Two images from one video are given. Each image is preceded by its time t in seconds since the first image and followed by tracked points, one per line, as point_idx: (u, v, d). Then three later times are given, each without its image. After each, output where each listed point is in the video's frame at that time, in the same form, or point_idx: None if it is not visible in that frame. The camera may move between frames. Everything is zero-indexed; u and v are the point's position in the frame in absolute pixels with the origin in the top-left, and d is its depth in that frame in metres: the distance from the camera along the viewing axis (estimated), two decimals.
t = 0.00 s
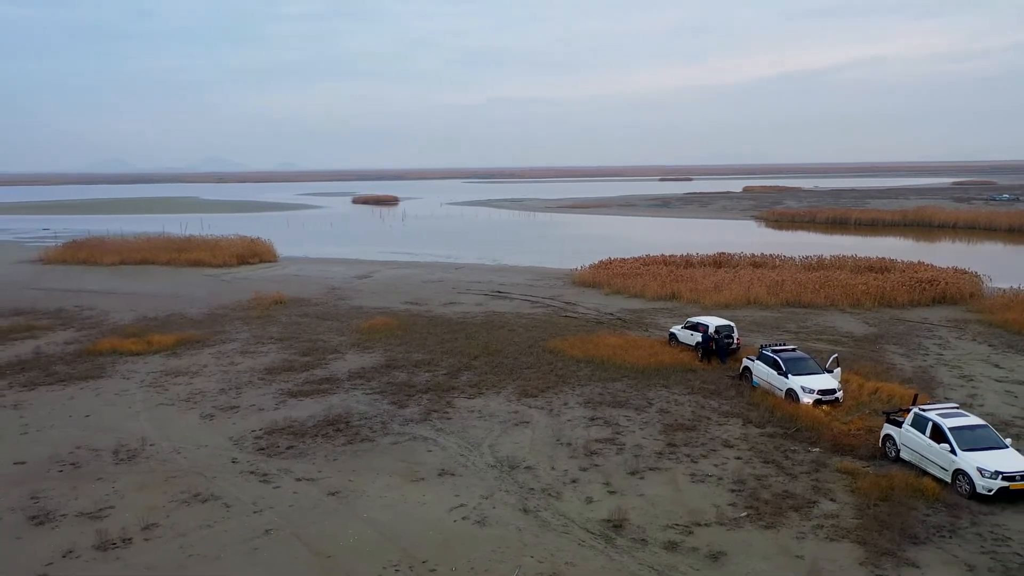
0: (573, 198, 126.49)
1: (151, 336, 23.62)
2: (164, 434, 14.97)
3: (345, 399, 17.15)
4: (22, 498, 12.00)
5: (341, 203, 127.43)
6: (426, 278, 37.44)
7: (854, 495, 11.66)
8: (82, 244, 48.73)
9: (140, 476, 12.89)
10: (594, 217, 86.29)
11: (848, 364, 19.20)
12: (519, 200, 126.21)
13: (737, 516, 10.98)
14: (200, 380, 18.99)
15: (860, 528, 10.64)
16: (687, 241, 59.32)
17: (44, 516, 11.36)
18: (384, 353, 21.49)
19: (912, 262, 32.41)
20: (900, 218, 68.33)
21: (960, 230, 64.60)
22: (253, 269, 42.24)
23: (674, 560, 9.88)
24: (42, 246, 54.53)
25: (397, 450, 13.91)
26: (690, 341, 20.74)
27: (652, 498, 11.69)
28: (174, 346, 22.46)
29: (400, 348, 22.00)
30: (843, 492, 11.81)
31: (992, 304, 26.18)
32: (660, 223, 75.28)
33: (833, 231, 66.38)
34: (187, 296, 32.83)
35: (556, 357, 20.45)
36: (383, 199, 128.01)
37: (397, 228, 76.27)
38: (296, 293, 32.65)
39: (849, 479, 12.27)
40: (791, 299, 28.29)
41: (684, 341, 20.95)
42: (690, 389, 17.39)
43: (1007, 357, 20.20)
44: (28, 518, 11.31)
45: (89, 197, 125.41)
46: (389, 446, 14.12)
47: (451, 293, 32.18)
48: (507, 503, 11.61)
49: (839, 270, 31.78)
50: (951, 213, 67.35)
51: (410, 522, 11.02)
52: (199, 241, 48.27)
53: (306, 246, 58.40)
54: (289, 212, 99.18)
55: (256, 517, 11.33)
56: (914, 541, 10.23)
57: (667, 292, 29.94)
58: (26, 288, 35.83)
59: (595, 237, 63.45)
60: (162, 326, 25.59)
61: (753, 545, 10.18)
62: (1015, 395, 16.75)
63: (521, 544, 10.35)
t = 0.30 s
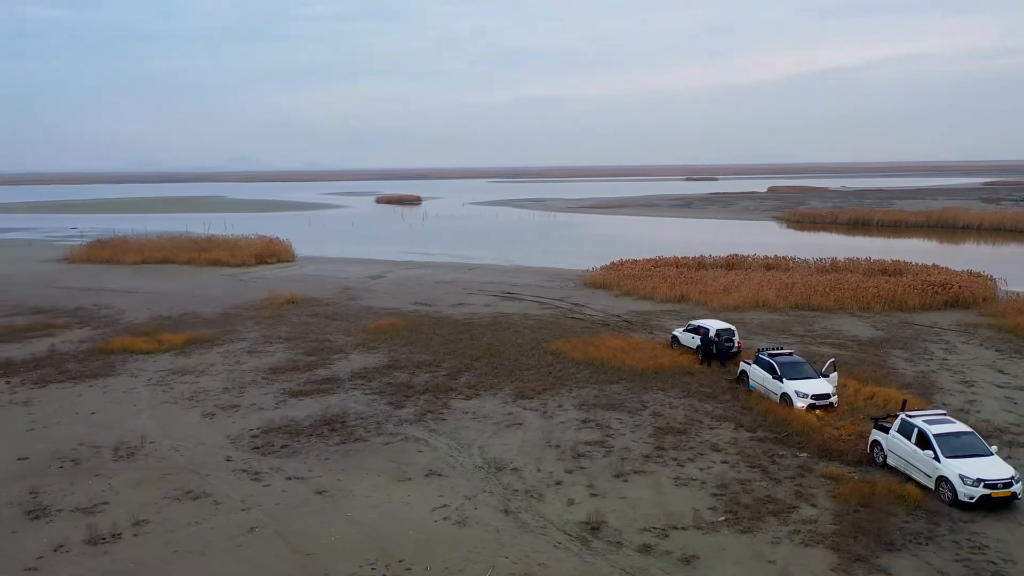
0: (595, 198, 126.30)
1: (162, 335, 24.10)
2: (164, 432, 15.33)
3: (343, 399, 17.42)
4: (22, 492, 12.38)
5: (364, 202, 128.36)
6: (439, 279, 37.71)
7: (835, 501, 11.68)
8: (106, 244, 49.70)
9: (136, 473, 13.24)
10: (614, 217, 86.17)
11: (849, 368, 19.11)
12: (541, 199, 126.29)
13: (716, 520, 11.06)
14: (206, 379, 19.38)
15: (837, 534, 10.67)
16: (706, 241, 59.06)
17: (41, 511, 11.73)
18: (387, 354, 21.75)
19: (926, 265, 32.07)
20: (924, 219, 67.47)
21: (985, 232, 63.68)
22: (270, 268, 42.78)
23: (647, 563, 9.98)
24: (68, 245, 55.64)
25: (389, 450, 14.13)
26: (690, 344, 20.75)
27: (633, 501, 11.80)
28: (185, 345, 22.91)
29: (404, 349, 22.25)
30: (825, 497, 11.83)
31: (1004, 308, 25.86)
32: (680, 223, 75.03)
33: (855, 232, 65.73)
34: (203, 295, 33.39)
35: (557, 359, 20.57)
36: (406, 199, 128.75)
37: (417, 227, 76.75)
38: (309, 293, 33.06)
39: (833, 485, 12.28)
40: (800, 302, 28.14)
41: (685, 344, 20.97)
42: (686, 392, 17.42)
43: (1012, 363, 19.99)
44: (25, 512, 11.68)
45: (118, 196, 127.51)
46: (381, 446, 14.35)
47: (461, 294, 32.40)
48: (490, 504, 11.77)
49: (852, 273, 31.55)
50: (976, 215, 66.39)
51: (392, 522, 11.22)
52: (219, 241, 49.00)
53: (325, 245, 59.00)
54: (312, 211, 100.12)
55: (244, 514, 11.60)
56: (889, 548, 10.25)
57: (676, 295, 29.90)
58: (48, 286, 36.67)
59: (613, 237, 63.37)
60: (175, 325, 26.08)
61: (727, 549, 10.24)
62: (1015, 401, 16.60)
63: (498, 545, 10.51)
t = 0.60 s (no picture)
0: (616, 198, 126.01)
1: (172, 334, 24.53)
2: (165, 431, 15.67)
3: (342, 399, 17.67)
4: (21, 488, 12.75)
5: (385, 202, 129.13)
6: (451, 279, 37.93)
7: (817, 506, 11.69)
8: (126, 243, 50.54)
9: (133, 470, 13.56)
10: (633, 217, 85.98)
11: (848, 372, 19.03)
12: (561, 199, 126.20)
13: (695, 524, 11.13)
14: (210, 378, 19.74)
15: (814, 539, 10.69)
16: (723, 242, 58.81)
17: (38, 506, 12.07)
18: (391, 354, 21.99)
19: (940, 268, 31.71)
20: (947, 219, 66.64)
21: (1009, 233, 62.78)
22: (285, 268, 43.26)
23: (621, 565, 10.08)
24: (91, 245, 56.61)
25: (380, 450, 14.33)
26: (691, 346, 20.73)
27: (615, 503, 11.90)
28: (194, 344, 23.31)
29: (408, 350, 22.46)
30: (807, 502, 11.85)
31: (1016, 312, 25.53)
32: (698, 223, 74.74)
33: (876, 233, 65.11)
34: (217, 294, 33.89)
35: (557, 361, 20.68)
36: (426, 198, 129.27)
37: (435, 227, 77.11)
38: (321, 293, 33.42)
39: (817, 490, 12.27)
40: (809, 304, 27.98)
41: (686, 347, 20.96)
42: (682, 395, 17.46)
43: (1017, 368, 19.77)
44: (22, 507, 12.02)
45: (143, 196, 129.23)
46: (374, 446, 14.56)
47: (471, 295, 32.58)
48: (473, 504, 11.93)
49: (864, 276, 31.29)
50: (1000, 216, 65.46)
51: (376, 521, 11.42)
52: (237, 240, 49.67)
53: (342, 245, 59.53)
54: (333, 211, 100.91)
55: (232, 512, 11.85)
56: (865, 553, 10.26)
57: (685, 297, 29.85)
58: (68, 285, 37.41)
59: (631, 237, 63.27)
60: (186, 324, 26.53)
61: (702, 553, 10.32)
62: (1014, 408, 16.45)
63: (476, 545, 10.66)
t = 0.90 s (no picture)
0: (638, 197, 125.63)
1: (184, 333, 25.01)
2: (166, 428, 16.04)
3: (342, 398, 17.94)
4: (22, 482, 13.15)
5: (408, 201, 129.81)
6: (463, 279, 38.17)
7: (799, 511, 11.71)
8: (149, 243, 51.46)
9: (131, 466, 13.92)
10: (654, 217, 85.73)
11: (848, 376, 18.94)
12: (583, 199, 126.10)
13: (674, 527, 11.21)
14: (216, 376, 20.13)
15: (791, 544, 10.73)
16: (742, 243, 58.48)
17: (36, 500, 12.46)
18: (395, 354, 22.25)
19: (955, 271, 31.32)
20: (972, 221, 65.67)
21: None
22: (302, 268, 43.78)
23: (595, 567, 10.20)
24: (116, 243, 57.69)
25: (373, 450, 14.56)
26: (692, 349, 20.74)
27: (598, 506, 12.00)
28: (204, 343, 23.77)
29: (412, 350, 22.71)
30: (789, 507, 11.87)
31: None
32: (719, 223, 74.32)
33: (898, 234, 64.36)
34: (232, 293, 34.43)
35: (558, 363, 20.80)
36: (449, 198, 129.89)
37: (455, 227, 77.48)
38: (334, 293, 33.81)
39: (801, 494, 12.29)
40: (819, 307, 27.80)
41: (687, 349, 20.98)
42: (678, 398, 17.50)
43: None
44: (21, 501, 12.41)
45: (170, 195, 131.20)
46: (367, 445, 14.79)
47: (481, 295, 32.78)
48: (457, 504, 12.10)
49: (877, 279, 31.00)
50: None
51: (360, 520, 11.64)
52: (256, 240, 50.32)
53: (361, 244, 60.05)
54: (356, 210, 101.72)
55: (222, 509, 12.14)
56: (840, 559, 10.28)
57: (694, 299, 29.81)
58: (90, 284, 38.21)
59: (649, 238, 63.09)
60: (199, 323, 27.03)
61: (677, 556, 10.40)
62: (1014, 414, 16.27)
63: (455, 545, 10.83)
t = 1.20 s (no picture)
0: (660, 197, 125.13)
1: (195, 332, 25.47)
2: (167, 426, 16.40)
3: (342, 398, 18.21)
4: (24, 477, 13.57)
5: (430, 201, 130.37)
6: (476, 280, 38.39)
7: (779, 515, 11.74)
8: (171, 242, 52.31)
9: (130, 463, 14.29)
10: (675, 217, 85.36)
11: (848, 380, 18.84)
12: (605, 199, 125.85)
13: (652, 530, 11.29)
14: (222, 375, 20.52)
15: (767, 548, 10.77)
16: (761, 243, 58.13)
17: (36, 495, 12.86)
18: (399, 355, 22.50)
19: (971, 274, 30.92)
20: (998, 222, 64.64)
21: None
22: (318, 267, 44.24)
23: (569, 569, 10.32)
24: (140, 242, 58.67)
25: (366, 449, 14.78)
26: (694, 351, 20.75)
27: (580, 507, 12.11)
28: (213, 342, 24.19)
29: (416, 351, 22.93)
30: (770, 511, 11.90)
31: None
32: (739, 224, 73.86)
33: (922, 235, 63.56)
34: (247, 293, 34.92)
35: (559, 364, 20.92)
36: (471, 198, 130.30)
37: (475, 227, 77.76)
38: (346, 293, 34.18)
39: (784, 499, 12.31)
40: (827, 310, 27.62)
41: (688, 352, 20.98)
42: (674, 401, 17.54)
43: None
44: (21, 495, 12.81)
45: (196, 194, 132.85)
46: (360, 445, 15.02)
47: (492, 296, 32.95)
48: (441, 504, 12.29)
49: (889, 282, 30.69)
50: None
51: (344, 518, 11.85)
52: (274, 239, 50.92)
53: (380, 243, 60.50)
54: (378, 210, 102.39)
55: (212, 505, 12.42)
56: (814, 565, 10.31)
57: (703, 301, 29.75)
58: (111, 282, 38.96)
59: (668, 238, 62.87)
60: (211, 321, 27.48)
61: (652, 559, 10.49)
62: (1013, 420, 16.09)
63: (435, 544, 11.01)
